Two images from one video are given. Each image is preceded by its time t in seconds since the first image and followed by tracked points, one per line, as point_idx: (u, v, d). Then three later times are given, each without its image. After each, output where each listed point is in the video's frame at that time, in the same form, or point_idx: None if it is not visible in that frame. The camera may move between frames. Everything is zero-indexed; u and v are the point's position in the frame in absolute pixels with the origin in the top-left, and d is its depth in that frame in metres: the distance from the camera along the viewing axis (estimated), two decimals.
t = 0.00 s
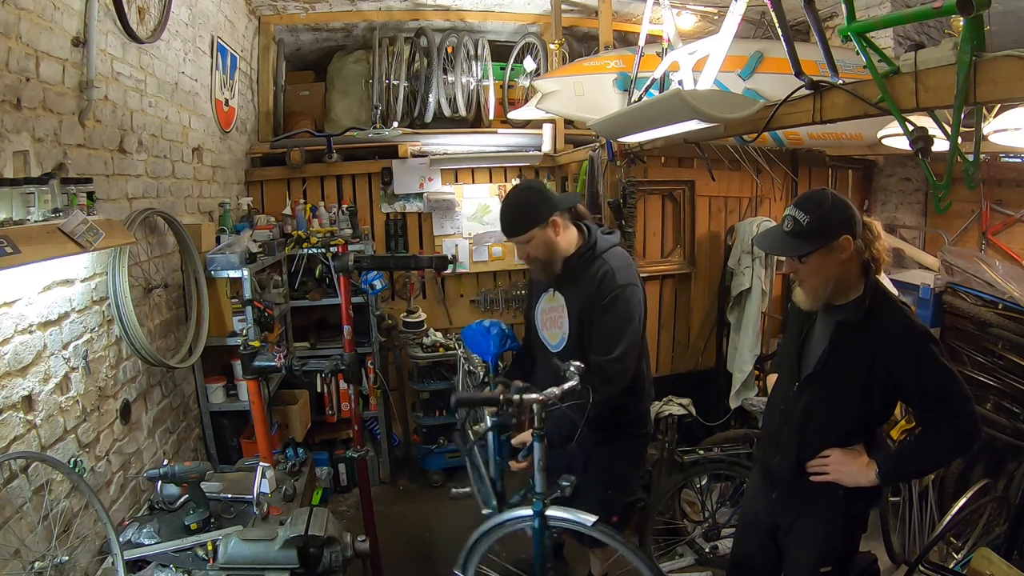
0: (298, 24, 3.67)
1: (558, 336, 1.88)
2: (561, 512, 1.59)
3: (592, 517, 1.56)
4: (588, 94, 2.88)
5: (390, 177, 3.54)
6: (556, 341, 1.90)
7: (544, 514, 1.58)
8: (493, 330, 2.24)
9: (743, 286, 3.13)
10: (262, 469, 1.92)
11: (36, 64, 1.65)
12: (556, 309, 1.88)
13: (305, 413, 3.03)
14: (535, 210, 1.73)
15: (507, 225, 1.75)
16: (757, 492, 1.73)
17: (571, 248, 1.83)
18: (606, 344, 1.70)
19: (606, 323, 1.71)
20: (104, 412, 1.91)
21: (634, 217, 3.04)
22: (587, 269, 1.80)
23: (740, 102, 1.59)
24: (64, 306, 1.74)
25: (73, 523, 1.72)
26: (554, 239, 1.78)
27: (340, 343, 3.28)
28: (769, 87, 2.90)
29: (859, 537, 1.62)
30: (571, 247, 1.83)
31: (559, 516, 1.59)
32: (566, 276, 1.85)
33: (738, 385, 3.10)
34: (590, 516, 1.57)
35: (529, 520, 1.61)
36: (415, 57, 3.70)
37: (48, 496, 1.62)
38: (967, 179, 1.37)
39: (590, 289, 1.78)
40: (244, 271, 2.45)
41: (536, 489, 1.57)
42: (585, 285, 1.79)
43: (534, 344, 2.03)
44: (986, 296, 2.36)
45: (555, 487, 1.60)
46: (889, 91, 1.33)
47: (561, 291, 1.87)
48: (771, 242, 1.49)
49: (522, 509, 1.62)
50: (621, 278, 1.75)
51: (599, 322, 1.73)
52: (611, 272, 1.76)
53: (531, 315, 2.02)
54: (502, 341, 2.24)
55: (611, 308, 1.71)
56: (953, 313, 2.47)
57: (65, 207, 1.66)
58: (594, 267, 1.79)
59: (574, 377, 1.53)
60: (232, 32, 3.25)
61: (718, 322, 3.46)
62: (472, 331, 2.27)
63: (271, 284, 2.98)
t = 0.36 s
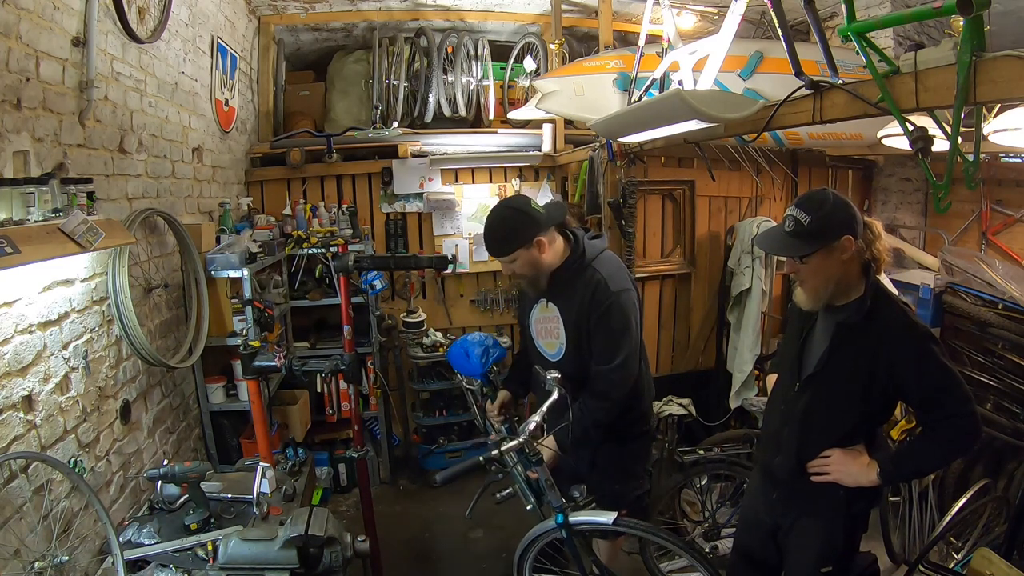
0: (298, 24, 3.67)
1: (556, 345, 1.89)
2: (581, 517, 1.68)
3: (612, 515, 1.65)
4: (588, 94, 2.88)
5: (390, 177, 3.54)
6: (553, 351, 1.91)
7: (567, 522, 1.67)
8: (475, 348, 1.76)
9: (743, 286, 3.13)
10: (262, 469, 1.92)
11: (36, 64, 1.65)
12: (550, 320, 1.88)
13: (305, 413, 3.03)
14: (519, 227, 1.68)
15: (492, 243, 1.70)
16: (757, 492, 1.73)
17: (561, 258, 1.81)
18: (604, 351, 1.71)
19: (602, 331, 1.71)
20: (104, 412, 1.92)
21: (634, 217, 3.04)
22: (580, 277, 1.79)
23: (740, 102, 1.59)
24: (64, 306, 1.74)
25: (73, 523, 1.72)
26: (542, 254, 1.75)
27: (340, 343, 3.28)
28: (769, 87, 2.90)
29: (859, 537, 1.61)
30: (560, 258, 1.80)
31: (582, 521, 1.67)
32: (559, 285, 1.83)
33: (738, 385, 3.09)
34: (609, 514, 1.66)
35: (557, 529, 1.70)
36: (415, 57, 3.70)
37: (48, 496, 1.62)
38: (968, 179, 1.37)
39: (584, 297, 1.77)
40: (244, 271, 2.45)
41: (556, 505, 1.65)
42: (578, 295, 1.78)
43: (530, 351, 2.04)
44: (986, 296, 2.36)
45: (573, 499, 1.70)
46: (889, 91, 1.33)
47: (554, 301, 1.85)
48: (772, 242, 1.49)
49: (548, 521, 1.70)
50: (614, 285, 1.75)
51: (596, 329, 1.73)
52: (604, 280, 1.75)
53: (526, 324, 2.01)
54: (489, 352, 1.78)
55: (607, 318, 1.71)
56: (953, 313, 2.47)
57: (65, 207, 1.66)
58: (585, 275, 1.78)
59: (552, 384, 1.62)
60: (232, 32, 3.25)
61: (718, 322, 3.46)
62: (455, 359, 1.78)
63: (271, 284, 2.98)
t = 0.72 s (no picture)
0: (298, 24, 3.67)
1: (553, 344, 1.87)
2: (574, 516, 1.65)
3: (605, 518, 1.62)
4: (588, 94, 2.88)
5: (390, 177, 3.54)
6: (551, 350, 1.88)
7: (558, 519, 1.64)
8: (477, 345, 2.24)
9: (743, 286, 3.13)
10: (262, 469, 1.92)
11: (36, 63, 1.65)
12: (547, 320, 1.86)
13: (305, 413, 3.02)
14: (514, 222, 1.71)
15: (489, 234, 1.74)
16: (757, 492, 1.73)
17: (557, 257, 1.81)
18: (600, 351, 1.71)
19: (599, 332, 1.71)
20: (104, 412, 1.91)
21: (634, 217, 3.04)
22: (576, 277, 1.79)
23: (740, 102, 1.59)
24: (64, 306, 1.74)
25: (73, 523, 1.72)
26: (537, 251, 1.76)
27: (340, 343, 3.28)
28: (769, 87, 2.90)
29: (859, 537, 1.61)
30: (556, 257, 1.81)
31: (574, 521, 1.64)
32: (554, 284, 1.82)
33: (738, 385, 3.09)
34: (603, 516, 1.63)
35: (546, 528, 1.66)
36: (415, 57, 3.70)
37: (48, 496, 1.62)
38: (968, 179, 1.37)
39: (580, 297, 1.77)
40: (244, 271, 2.45)
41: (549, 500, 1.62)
42: (573, 296, 1.78)
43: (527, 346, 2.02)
44: (986, 296, 2.36)
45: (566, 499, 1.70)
46: (889, 91, 1.33)
47: (550, 300, 1.84)
48: (771, 242, 1.49)
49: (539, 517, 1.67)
50: (610, 286, 1.74)
51: (592, 330, 1.73)
52: (600, 281, 1.75)
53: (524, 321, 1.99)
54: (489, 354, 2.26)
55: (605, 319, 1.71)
56: (953, 314, 2.47)
57: (65, 207, 1.66)
58: (582, 276, 1.78)
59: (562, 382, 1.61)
60: (232, 32, 3.25)
61: (718, 321, 3.46)
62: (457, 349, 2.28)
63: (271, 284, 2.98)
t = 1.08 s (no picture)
0: (298, 24, 3.66)
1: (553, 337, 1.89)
2: (561, 503, 1.61)
3: (593, 511, 1.57)
4: (588, 94, 2.88)
5: (390, 177, 3.55)
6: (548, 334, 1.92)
7: (545, 504, 1.60)
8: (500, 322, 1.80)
9: (742, 286, 3.13)
10: (262, 469, 1.92)
11: (36, 64, 1.65)
12: (550, 304, 1.90)
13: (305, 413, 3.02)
14: (527, 210, 1.74)
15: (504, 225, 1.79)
16: (757, 492, 1.73)
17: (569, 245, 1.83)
18: (599, 350, 1.71)
19: (601, 331, 1.70)
20: (104, 412, 1.91)
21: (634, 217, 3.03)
22: (584, 271, 1.79)
23: (740, 101, 1.59)
24: (64, 306, 1.74)
25: (73, 523, 1.72)
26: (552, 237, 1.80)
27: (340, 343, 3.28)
28: (769, 87, 2.90)
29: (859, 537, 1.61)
30: (566, 249, 1.82)
31: (559, 508, 1.60)
32: (564, 275, 1.84)
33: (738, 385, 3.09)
34: (590, 509, 1.58)
35: (528, 512, 1.62)
36: (415, 57, 3.69)
37: (48, 496, 1.62)
38: (968, 179, 1.37)
39: (585, 295, 1.77)
40: (244, 271, 2.45)
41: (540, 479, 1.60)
42: (580, 291, 1.78)
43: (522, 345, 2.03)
44: (986, 296, 2.36)
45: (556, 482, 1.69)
46: (889, 91, 1.33)
47: (556, 288, 1.86)
48: (770, 243, 1.49)
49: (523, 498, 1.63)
50: (617, 284, 1.74)
51: (594, 328, 1.72)
52: (608, 278, 1.75)
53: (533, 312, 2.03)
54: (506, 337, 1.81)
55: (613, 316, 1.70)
56: (953, 313, 2.47)
57: (65, 207, 1.66)
58: (590, 271, 1.78)
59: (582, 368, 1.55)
60: (232, 32, 3.25)
61: (718, 321, 3.46)
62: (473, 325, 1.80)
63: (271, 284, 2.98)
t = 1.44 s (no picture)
0: (298, 24, 3.66)
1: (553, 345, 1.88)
2: None
3: None
4: (588, 94, 2.88)
5: (390, 177, 3.55)
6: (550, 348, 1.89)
7: None
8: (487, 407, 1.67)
9: (743, 286, 3.13)
10: (262, 469, 1.92)
11: (36, 64, 1.65)
12: (548, 318, 1.87)
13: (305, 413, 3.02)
14: (524, 220, 1.69)
15: (501, 248, 1.70)
16: (757, 492, 1.73)
17: (560, 258, 1.82)
18: (610, 352, 1.77)
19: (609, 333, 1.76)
20: (104, 412, 1.91)
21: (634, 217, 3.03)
22: (577, 279, 1.82)
23: (740, 102, 1.59)
24: (64, 306, 1.74)
25: (73, 523, 1.72)
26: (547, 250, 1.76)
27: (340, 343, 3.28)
28: (769, 87, 2.90)
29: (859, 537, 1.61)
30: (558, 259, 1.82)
31: None
32: (556, 286, 1.85)
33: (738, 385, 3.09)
34: None
35: None
36: (415, 57, 3.69)
37: (48, 496, 1.62)
38: (967, 179, 1.37)
39: (583, 301, 1.80)
40: (244, 271, 2.45)
41: None
42: (578, 299, 1.80)
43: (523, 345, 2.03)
44: (986, 296, 2.36)
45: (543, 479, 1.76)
46: (889, 91, 1.33)
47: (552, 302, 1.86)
48: (770, 243, 1.49)
49: None
50: (613, 285, 1.78)
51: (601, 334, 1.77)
52: (602, 281, 1.79)
53: (520, 321, 1.99)
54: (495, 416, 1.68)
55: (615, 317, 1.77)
56: (953, 313, 2.47)
57: (65, 207, 1.66)
58: (584, 277, 1.81)
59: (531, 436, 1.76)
60: (232, 32, 3.25)
61: (719, 321, 3.46)
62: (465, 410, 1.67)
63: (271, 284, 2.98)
